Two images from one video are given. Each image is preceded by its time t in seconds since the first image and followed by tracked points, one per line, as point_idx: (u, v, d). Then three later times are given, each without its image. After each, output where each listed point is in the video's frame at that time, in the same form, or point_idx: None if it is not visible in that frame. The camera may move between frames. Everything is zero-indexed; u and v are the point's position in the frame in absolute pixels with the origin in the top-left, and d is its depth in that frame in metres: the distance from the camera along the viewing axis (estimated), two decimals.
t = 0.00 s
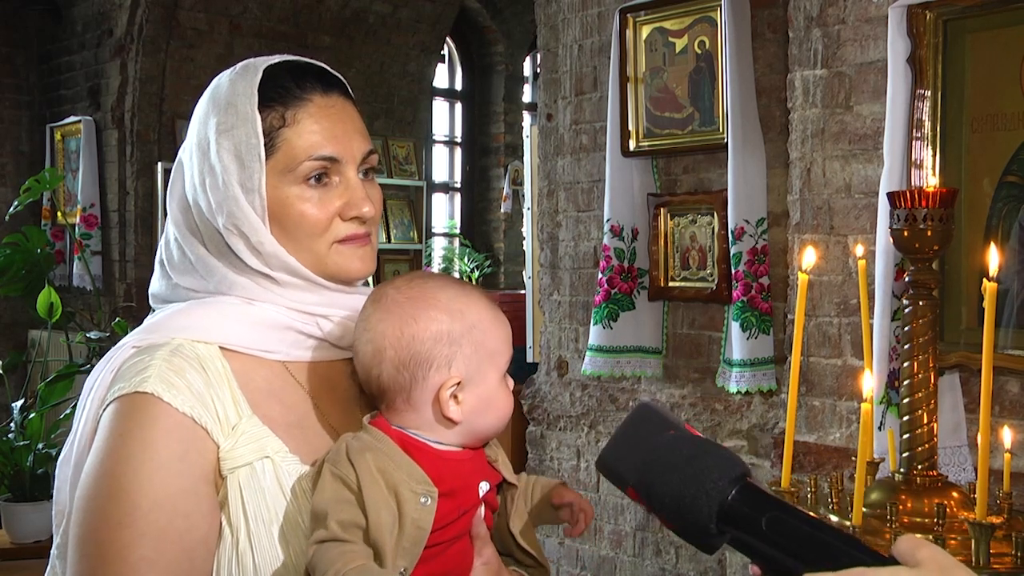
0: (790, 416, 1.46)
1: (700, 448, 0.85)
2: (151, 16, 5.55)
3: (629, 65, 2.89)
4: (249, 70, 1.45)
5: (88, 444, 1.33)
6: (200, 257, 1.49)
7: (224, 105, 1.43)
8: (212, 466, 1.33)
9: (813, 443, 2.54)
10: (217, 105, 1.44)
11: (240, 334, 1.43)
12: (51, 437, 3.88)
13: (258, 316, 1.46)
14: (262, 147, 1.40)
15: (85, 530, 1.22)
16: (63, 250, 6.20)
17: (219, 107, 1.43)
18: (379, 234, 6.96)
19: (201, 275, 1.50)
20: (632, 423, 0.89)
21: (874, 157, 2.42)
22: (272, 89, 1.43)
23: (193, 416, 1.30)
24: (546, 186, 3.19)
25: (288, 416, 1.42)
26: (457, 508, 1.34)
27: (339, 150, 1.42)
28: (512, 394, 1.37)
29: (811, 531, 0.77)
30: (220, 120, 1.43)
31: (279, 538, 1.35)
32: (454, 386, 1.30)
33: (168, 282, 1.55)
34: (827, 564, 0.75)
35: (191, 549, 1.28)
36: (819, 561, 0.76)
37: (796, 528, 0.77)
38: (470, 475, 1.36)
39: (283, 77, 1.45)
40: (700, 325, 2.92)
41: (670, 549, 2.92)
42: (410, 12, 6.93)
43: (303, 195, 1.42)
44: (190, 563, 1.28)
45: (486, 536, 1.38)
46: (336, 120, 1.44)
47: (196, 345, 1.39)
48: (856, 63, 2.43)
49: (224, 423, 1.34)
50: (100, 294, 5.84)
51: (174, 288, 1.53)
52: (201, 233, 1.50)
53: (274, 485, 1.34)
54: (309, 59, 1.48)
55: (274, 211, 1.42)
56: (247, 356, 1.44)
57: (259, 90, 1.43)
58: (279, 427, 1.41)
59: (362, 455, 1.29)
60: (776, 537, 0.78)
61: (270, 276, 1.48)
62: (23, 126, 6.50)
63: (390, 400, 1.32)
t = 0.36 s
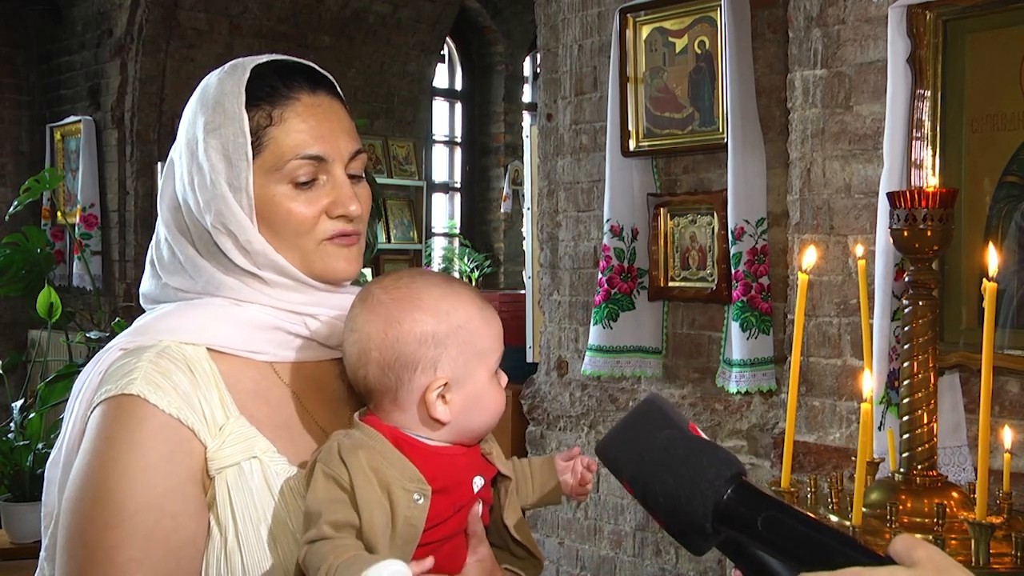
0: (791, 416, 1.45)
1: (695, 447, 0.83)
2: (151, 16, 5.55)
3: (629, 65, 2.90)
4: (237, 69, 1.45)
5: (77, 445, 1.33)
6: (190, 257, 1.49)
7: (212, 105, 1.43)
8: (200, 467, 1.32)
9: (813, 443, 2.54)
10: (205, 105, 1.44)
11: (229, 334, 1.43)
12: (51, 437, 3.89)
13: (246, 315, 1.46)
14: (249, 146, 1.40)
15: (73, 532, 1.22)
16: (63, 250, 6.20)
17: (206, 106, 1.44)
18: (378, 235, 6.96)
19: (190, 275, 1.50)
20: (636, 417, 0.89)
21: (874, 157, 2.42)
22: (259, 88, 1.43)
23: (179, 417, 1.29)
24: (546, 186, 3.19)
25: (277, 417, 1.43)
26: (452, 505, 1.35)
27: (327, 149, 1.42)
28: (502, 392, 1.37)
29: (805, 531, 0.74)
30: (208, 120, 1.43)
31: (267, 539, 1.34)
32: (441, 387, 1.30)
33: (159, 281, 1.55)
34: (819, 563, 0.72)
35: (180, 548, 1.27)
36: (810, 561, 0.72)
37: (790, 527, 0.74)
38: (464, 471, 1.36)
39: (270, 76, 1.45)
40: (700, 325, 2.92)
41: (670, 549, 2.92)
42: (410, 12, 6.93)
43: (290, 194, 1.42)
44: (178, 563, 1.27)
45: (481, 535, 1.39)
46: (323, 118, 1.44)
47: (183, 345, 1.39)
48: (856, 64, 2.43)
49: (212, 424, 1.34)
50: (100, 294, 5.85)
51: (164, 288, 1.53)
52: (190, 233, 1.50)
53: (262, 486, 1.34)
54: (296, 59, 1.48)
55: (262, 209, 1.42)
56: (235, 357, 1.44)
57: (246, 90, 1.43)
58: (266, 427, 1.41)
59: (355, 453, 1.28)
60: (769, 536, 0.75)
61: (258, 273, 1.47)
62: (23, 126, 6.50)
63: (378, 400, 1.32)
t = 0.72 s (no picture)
0: (791, 416, 1.46)
1: (693, 448, 0.80)
2: (151, 16, 5.56)
3: (629, 65, 2.90)
4: (238, 71, 1.45)
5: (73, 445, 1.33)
6: (187, 258, 1.49)
7: (213, 107, 1.43)
8: (195, 467, 1.32)
9: (814, 444, 2.54)
10: (206, 107, 1.44)
11: (224, 334, 1.43)
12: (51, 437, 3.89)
13: (241, 316, 1.46)
14: (251, 150, 1.40)
15: (69, 532, 1.22)
16: (63, 250, 6.20)
17: (207, 108, 1.44)
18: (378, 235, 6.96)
19: (187, 275, 1.50)
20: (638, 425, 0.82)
21: (874, 157, 2.42)
22: (261, 92, 1.43)
23: (174, 417, 1.30)
24: (546, 186, 3.19)
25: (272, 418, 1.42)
26: (422, 503, 1.33)
27: (329, 156, 1.42)
28: (468, 391, 1.36)
29: (807, 534, 0.72)
30: (209, 122, 1.43)
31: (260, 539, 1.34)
32: (397, 383, 1.29)
33: (155, 280, 1.55)
34: (824, 565, 0.71)
35: (174, 549, 1.27)
36: (814, 564, 0.72)
37: (791, 530, 0.72)
38: (429, 469, 1.35)
39: (272, 79, 1.44)
40: (700, 325, 2.92)
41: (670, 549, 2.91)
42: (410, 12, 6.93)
43: (291, 199, 1.42)
44: (173, 563, 1.27)
45: (462, 529, 1.37)
46: (325, 124, 1.44)
47: (180, 346, 1.39)
48: (856, 64, 2.43)
49: (207, 424, 1.34)
50: (100, 294, 5.85)
51: (161, 287, 1.53)
52: (188, 233, 1.50)
53: (255, 486, 1.34)
54: (298, 61, 1.48)
55: (262, 214, 1.43)
56: (230, 357, 1.44)
57: (248, 94, 1.43)
58: (258, 425, 1.40)
59: (322, 469, 1.26)
60: (771, 539, 0.73)
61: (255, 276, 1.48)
62: (23, 126, 6.50)
63: (339, 398, 1.32)
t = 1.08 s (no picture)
0: (791, 416, 1.46)
1: (690, 447, 0.81)
2: (151, 16, 5.56)
3: (629, 65, 2.90)
4: (231, 71, 1.45)
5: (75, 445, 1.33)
6: (187, 262, 1.50)
7: (208, 108, 1.43)
8: (196, 468, 1.32)
9: (814, 444, 2.54)
10: (200, 109, 1.44)
11: (224, 334, 1.42)
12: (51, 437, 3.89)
13: (241, 315, 1.45)
14: (248, 148, 1.40)
15: (68, 532, 1.21)
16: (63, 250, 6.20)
17: (202, 110, 1.44)
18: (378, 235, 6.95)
19: (188, 279, 1.51)
20: (615, 441, 0.93)
21: (874, 157, 2.42)
22: (254, 89, 1.43)
23: (176, 418, 1.29)
24: (546, 187, 3.19)
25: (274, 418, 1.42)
26: (412, 504, 1.32)
27: (326, 149, 1.43)
28: (452, 370, 1.36)
29: (807, 535, 0.73)
30: (205, 124, 1.43)
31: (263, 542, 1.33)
32: (387, 373, 1.29)
33: (156, 286, 1.56)
34: (820, 565, 0.71)
35: (175, 550, 1.26)
36: (812, 565, 0.72)
37: (787, 528, 0.73)
38: (419, 470, 1.34)
39: (265, 76, 1.45)
40: (700, 325, 2.92)
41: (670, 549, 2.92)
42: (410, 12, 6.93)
43: (291, 194, 1.43)
44: (174, 564, 1.27)
45: (458, 530, 1.36)
46: (320, 117, 1.45)
47: (182, 346, 1.39)
48: (856, 64, 2.43)
49: (208, 425, 1.33)
50: (100, 294, 5.85)
51: (162, 292, 1.54)
52: (188, 236, 1.51)
53: (257, 488, 1.34)
54: (290, 58, 1.48)
55: (263, 211, 1.43)
56: (231, 358, 1.43)
57: (242, 92, 1.43)
58: (262, 429, 1.39)
59: (307, 469, 1.27)
60: (770, 540, 0.74)
61: (259, 275, 1.47)
62: (23, 126, 6.50)
63: (332, 403, 1.31)
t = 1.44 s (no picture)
0: (791, 416, 1.46)
1: (693, 447, 0.81)
2: (151, 16, 5.56)
3: (629, 66, 2.90)
4: (226, 75, 1.45)
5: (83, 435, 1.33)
6: (195, 259, 1.50)
7: (204, 111, 1.44)
8: (203, 459, 1.31)
9: (814, 444, 2.54)
10: (197, 113, 1.44)
11: (232, 329, 1.42)
12: (51, 437, 3.89)
13: (247, 310, 1.45)
14: (243, 147, 1.40)
15: (76, 522, 1.22)
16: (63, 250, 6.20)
17: (199, 114, 1.44)
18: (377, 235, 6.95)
19: (195, 276, 1.51)
20: (613, 445, 1.00)
21: (874, 157, 2.42)
22: (248, 90, 1.43)
23: (183, 408, 1.29)
24: (546, 187, 3.19)
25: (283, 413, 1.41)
26: (428, 512, 1.33)
27: (320, 144, 1.43)
28: (474, 372, 1.36)
29: (807, 531, 0.72)
30: (201, 126, 1.43)
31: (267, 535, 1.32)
32: (415, 374, 1.29)
33: (165, 286, 1.56)
34: (818, 562, 0.70)
35: (181, 541, 1.26)
36: (812, 562, 0.71)
37: (787, 526, 0.72)
38: (435, 478, 1.34)
39: (258, 77, 1.45)
40: (700, 325, 2.92)
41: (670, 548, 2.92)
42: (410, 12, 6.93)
43: (287, 191, 1.42)
44: (180, 556, 1.26)
45: (469, 532, 1.37)
46: (314, 113, 1.45)
47: (190, 338, 1.40)
48: (856, 64, 2.43)
49: (215, 416, 1.33)
50: (100, 294, 5.85)
51: (170, 291, 1.54)
52: (193, 235, 1.51)
53: (262, 480, 1.33)
54: (285, 60, 1.48)
55: (261, 210, 1.43)
56: (241, 352, 1.43)
57: (236, 93, 1.43)
58: (269, 421, 1.39)
59: (330, 477, 1.26)
60: (770, 536, 0.73)
61: (263, 275, 1.47)
62: (23, 126, 6.50)
63: (354, 405, 1.29)
